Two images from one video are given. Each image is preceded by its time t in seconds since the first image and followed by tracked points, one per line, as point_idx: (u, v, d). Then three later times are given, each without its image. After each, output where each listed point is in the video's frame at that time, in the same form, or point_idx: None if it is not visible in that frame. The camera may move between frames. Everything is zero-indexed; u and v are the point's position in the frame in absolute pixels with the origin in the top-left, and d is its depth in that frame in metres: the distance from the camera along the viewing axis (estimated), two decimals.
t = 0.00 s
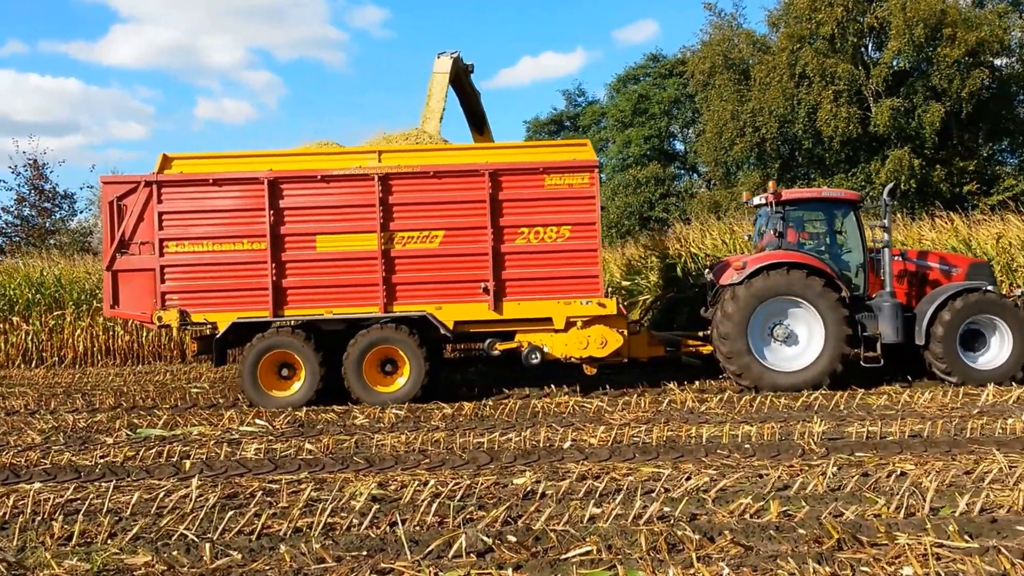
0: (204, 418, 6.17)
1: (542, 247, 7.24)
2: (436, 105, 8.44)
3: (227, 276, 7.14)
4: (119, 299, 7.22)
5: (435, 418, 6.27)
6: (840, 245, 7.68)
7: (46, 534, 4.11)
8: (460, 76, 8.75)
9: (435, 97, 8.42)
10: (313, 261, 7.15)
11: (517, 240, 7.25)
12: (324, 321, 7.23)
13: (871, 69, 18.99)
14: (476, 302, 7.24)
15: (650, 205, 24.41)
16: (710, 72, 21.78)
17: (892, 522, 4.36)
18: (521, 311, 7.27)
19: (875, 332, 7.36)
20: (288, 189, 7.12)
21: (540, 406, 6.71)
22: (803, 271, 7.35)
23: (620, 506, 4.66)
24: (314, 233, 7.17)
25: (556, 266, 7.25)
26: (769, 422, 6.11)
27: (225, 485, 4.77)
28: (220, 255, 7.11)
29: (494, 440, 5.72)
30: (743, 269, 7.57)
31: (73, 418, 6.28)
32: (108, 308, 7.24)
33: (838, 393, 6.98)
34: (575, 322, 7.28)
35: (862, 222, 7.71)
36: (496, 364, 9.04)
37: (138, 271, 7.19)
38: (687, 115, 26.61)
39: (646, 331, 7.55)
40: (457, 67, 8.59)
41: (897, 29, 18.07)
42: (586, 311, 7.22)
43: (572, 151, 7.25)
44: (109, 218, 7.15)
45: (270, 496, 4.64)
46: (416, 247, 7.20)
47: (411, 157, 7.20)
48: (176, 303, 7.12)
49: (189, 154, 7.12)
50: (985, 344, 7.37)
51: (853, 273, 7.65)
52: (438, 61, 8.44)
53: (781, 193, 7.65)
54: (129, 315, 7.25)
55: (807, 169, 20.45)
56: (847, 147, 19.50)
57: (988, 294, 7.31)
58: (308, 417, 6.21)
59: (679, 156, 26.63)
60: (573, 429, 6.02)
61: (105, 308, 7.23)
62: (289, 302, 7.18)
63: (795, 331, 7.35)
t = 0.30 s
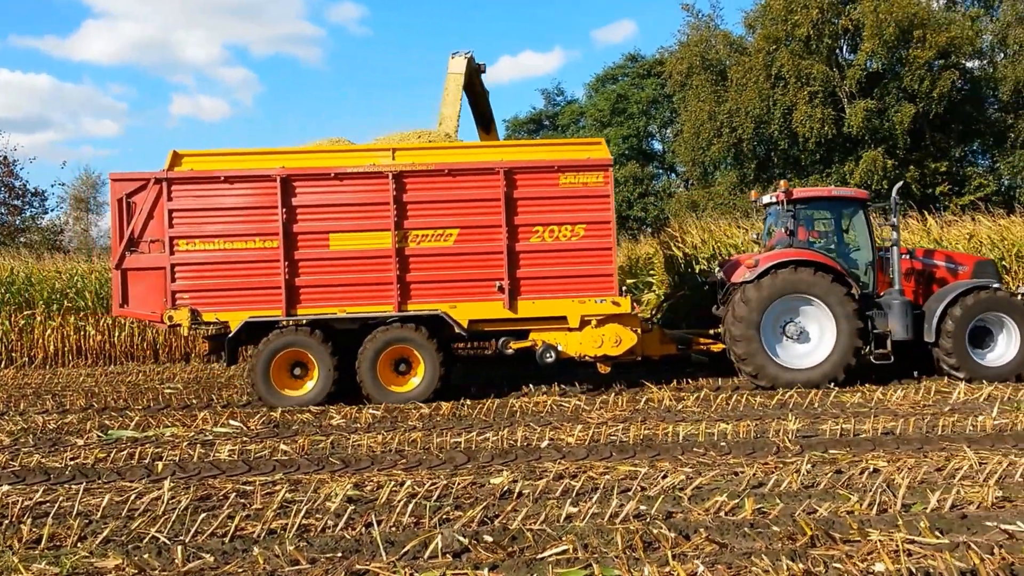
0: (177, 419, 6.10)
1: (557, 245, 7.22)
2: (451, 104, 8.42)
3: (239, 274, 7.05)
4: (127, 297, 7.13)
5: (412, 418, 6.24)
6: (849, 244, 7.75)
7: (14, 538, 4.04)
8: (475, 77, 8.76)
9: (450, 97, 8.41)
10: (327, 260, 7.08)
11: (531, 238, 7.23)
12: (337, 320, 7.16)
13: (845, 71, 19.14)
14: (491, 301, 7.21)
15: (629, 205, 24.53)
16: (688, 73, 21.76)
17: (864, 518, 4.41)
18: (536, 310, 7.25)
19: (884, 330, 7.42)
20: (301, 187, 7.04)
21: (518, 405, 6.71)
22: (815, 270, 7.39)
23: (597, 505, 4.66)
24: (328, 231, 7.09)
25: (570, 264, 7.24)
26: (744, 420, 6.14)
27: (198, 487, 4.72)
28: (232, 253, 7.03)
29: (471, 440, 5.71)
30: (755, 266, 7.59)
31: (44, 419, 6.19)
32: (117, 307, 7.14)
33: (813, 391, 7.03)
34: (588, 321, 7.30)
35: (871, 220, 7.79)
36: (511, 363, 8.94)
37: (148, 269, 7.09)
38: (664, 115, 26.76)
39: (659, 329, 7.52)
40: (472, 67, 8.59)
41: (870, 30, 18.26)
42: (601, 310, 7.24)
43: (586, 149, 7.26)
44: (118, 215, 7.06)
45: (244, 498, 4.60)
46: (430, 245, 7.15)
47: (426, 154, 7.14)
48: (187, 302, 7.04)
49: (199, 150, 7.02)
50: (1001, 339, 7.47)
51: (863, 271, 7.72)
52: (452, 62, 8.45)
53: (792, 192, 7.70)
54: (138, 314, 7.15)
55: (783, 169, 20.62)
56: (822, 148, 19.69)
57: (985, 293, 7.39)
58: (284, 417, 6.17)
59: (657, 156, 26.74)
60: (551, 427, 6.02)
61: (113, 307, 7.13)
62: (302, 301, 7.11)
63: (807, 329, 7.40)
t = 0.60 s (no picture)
0: (149, 420, 6.03)
1: (570, 244, 7.20)
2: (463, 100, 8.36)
3: (250, 272, 6.97)
4: (136, 295, 7.04)
5: (388, 418, 6.22)
6: (857, 243, 7.80)
7: None
8: (485, 74, 8.79)
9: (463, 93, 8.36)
10: (339, 258, 7.02)
11: (544, 236, 7.20)
12: (349, 318, 7.10)
13: (818, 72, 19.31)
14: (504, 299, 7.19)
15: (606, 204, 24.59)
16: (665, 73, 21.75)
17: (836, 515, 4.45)
18: (549, 308, 7.23)
19: (891, 327, 7.49)
20: (313, 184, 6.98)
21: (494, 404, 6.70)
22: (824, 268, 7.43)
23: (573, 504, 4.67)
24: (340, 229, 7.04)
25: (583, 263, 7.22)
26: (720, 419, 6.18)
27: (169, 489, 4.67)
28: (242, 251, 6.95)
29: (448, 439, 5.69)
30: (764, 265, 7.64)
31: (13, 421, 6.09)
32: (125, 305, 7.06)
33: (787, 389, 7.09)
34: (602, 318, 7.29)
35: (877, 219, 7.84)
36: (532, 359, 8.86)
37: (157, 267, 7.00)
38: (642, 115, 26.87)
39: (668, 327, 7.53)
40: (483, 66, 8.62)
41: (841, 31, 18.47)
42: (614, 308, 7.22)
43: (599, 148, 7.24)
44: (126, 213, 6.97)
45: (216, 500, 4.56)
46: (443, 244, 7.12)
47: (439, 152, 7.11)
48: (196, 300, 6.95)
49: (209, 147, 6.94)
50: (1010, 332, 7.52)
51: (870, 270, 7.78)
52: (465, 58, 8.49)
53: (800, 191, 7.74)
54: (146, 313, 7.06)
55: (759, 170, 20.76)
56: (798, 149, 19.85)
57: (979, 295, 7.46)
58: (258, 418, 6.12)
59: (635, 155, 26.84)
60: (527, 427, 6.02)
61: (122, 305, 7.05)
62: (314, 299, 7.05)
63: (815, 326, 7.43)
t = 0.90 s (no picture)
0: (120, 421, 5.95)
1: (581, 242, 7.19)
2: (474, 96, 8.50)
3: (261, 270, 6.90)
4: (146, 294, 6.93)
5: (364, 418, 6.18)
6: (863, 241, 7.84)
7: None
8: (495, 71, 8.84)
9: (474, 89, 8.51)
10: (351, 256, 6.97)
11: (556, 235, 7.18)
12: (361, 317, 7.04)
13: (794, 74, 19.47)
14: (516, 297, 7.16)
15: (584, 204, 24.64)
16: (642, 75, 21.66)
17: (810, 513, 4.48)
18: (561, 306, 7.19)
19: (897, 325, 7.56)
20: (325, 182, 6.93)
21: (471, 404, 6.69)
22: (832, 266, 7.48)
23: (549, 503, 4.66)
24: (352, 227, 6.98)
25: (593, 261, 7.21)
26: (695, 417, 6.20)
27: (140, 491, 4.61)
28: (253, 249, 6.88)
29: (424, 439, 5.67)
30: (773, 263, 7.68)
31: None
32: (134, 305, 6.94)
33: (761, 388, 7.13)
34: (613, 317, 7.26)
35: (882, 218, 7.90)
36: (542, 357, 8.87)
37: (167, 265, 6.90)
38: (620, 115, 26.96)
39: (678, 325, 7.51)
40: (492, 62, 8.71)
41: (814, 33, 18.67)
42: (625, 306, 7.20)
43: (610, 146, 7.23)
44: (135, 210, 6.86)
45: (188, 502, 4.51)
46: (455, 242, 7.09)
47: (452, 150, 7.07)
48: (207, 299, 6.86)
49: (219, 145, 6.86)
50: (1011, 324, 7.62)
51: (876, 269, 7.84)
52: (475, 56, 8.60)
53: (807, 190, 7.77)
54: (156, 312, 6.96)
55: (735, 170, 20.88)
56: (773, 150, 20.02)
57: (970, 302, 7.54)
58: (232, 419, 6.06)
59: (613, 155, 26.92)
60: (505, 426, 6.01)
61: (131, 304, 6.93)
62: (326, 297, 6.99)
63: (822, 324, 7.50)
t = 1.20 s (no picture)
0: (89, 423, 5.87)
1: (591, 241, 7.19)
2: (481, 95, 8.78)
3: (271, 268, 6.85)
4: (155, 293, 6.87)
5: (340, 419, 6.16)
6: (867, 241, 7.90)
7: None
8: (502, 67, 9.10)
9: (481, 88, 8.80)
10: (362, 255, 6.94)
11: (566, 234, 7.18)
12: (371, 316, 7.00)
13: (769, 75, 19.65)
14: (527, 296, 7.14)
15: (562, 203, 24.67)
16: (619, 74, 22.01)
17: (782, 510, 4.51)
18: (571, 305, 7.19)
19: (900, 323, 7.62)
20: (336, 180, 6.89)
21: (448, 404, 6.68)
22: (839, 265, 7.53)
23: (525, 503, 4.66)
24: (363, 226, 6.95)
25: (603, 260, 7.21)
26: (671, 417, 6.23)
27: (110, 494, 4.56)
28: (263, 247, 6.83)
29: (400, 440, 5.65)
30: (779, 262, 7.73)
31: None
32: (143, 303, 6.88)
33: (737, 387, 7.17)
34: (622, 315, 7.26)
35: (885, 218, 7.96)
36: (549, 357, 8.83)
37: (176, 264, 6.83)
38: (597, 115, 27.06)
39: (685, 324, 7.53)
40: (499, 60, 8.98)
41: (789, 36, 18.82)
42: (635, 305, 7.21)
43: (619, 146, 7.22)
44: (143, 208, 6.78)
45: (159, 505, 4.46)
46: (465, 241, 7.06)
47: (463, 149, 7.04)
48: (217, 298, 6.79)
49: (229, 142, 6.80)
50: (1011, 318, 7.71)
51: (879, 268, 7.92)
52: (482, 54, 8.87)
53: (814, 189, 7.81)
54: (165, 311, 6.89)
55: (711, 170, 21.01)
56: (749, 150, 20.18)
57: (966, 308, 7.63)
58: (204, 421, 6.00)
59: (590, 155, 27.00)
60: (481, 427, 6.00)
61: (139, 303, 6.87)
62: (336, 296, 6.95)
63: (828, 322, 7.55)
